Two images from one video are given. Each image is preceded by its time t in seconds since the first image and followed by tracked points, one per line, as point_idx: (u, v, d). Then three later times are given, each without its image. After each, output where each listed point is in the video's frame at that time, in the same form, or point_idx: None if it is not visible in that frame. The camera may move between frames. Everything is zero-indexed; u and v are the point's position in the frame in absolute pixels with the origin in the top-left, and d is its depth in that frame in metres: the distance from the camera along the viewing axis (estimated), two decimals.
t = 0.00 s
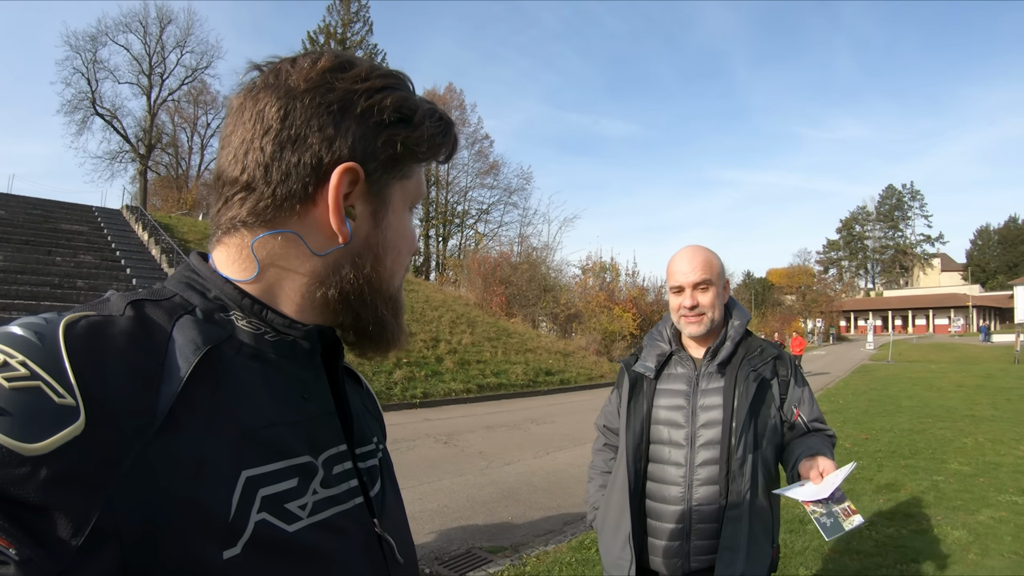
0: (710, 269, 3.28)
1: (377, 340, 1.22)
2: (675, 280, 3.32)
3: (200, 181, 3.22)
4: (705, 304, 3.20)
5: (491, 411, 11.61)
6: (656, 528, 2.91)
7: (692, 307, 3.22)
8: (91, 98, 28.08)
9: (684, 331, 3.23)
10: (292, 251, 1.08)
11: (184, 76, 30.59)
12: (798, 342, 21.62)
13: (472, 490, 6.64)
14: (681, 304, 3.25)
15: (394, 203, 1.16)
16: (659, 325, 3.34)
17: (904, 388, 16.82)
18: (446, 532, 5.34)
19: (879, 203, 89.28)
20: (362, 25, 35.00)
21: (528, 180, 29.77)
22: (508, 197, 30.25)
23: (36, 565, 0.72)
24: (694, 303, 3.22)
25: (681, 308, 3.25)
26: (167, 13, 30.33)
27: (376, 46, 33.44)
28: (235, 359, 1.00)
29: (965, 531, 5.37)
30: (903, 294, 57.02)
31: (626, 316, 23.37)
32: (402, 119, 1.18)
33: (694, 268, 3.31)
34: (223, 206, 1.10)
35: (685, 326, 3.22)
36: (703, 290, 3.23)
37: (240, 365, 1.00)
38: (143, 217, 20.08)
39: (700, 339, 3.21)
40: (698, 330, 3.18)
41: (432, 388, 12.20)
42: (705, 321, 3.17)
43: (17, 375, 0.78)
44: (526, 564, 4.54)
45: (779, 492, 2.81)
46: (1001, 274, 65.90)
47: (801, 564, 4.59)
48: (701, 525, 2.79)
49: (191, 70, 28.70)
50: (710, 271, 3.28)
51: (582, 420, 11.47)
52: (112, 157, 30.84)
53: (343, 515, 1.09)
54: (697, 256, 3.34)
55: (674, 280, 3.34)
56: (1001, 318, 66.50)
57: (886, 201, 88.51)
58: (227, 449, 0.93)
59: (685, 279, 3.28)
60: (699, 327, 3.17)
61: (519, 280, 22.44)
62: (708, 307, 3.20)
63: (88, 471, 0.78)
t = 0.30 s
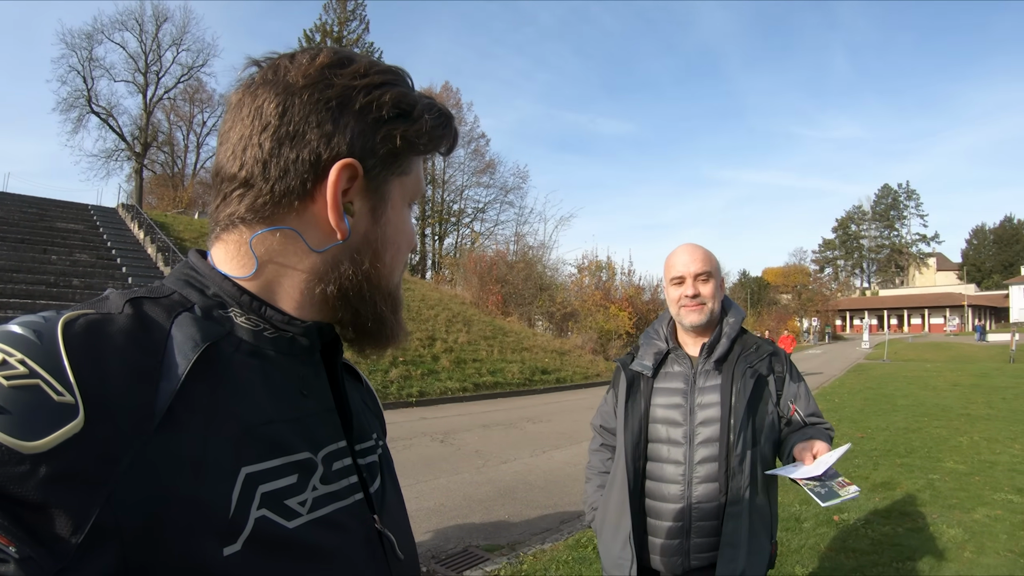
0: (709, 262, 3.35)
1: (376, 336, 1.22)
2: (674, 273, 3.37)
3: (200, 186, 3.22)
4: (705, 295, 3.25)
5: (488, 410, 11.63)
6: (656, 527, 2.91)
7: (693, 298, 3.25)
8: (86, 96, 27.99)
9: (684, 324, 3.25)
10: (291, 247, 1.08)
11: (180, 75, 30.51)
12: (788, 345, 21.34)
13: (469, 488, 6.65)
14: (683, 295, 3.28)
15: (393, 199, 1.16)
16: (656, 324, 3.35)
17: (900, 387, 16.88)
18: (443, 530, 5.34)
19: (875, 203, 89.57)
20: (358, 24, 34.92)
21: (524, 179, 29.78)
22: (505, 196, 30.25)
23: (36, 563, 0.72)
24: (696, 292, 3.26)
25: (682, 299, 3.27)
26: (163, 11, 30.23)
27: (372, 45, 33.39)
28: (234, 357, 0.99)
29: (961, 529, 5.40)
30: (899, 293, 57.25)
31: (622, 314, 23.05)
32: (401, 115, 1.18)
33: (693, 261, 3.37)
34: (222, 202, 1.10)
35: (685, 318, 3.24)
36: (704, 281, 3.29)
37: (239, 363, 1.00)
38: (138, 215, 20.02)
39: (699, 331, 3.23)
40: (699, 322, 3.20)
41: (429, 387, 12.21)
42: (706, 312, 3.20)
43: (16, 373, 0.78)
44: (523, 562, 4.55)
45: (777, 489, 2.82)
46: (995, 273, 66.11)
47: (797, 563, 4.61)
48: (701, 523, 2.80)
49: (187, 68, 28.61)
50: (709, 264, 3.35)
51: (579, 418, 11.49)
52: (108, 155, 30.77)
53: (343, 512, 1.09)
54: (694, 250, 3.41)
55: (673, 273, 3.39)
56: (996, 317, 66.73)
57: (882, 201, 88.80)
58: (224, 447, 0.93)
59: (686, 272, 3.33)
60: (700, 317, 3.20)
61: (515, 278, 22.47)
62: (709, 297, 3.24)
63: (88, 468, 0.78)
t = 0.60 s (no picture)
0: (706, 262, 3.35)
1: (380, 337, 1.22)
2: (671, 273, 3.38)
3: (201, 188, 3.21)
4: (703, 295, 3.26)
5: (486, 409, 11.63)
6: (653, 527, 2.92)
7: (691, 297, 3.26)
8: (85, 94, 27.94)
9: (682, 324, 3.26)
10: (294, 248, 1.08)
11: (179, 73, 30.47)
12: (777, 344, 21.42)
13: (467, 487, 6.66)
14: (680, 295, 3.29)
15: (397, 200, 1.16)
16: (654, 324, 3.35)
17: (897, 386, 16.94)
18: (441, 529, 5.35)
19: (873, 203, 89.79)
20: (357, 22, 34.88)
21: (523, 179, 29.78)
22: (503, 195, 30.26)
23: (38, 563, 0.72)
24: (693, 293, 3.26)
25: (680, 298, 3.28)
26: (162, 9, 30.16)
27: (370, 44, 33.36)
28: (236, 357, 0.99)
29: (958, 529, 5.41)
30: (896, 294, 57.42)
31: (620, 314, 23.34)
32: (405, 117, 1.18)
33: (691, 261, 3.37)
34: (226, 202, 1.10)
35: (683, 318, 3.25)
36: (701, 281, 3.29)
37: (241, 362, 1.00)
38: (136, 213, 19.98)
39: (696, 332, 3.24)
40: (696, 322, 3.22)
41: (427, 386, 12.21)
42: (703, 312, 3.22)
43: (20, 372, 0.79)
44: (521, 561, 4.56)
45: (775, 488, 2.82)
46: (992, 273, 66.29)
47: (794, 562, 4.62)
48: (698, 522, 2.81)
49: (185, 67, 28.55)
50: (705, 264, 3.35)
51: (576, 418, 11.50)
52: (105, 153, 30.72)
53: (345, 512, 1.09)
54: (691, 250, 3.42)
55: (670, 273, 3.40)
56: (993, 317, 66.93)
57: (879, 201, 89.03)
58: (226, 447, 0.93)
59: (683, 271, 3.34)
60: (697, 317, 3.21)
61: (513, 278, 22.49)
62: (706, 298, 3.25)
63: (92, 469, 0.78)
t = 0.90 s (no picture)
0: (701, 264, 3.36)
1: (381, 337, 1.22)
2: (666, 275, 3.39)
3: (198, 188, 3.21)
4: (697, 296, 3.26)
5: (484, 408, 11.64)
6: (646, 526, 2.93)
7: (684, 299, 3.27)
8: (82, 92, 27.88)
9: (677, 324, 3.27)
10: (295, 248, 1.08)
11: (176, 72, 30.40)
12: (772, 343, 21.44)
13: (464, 487, 6.66)
14: (675, 297, 3.30)
15: (397, 202, 1.16)
16: (649, 325, 3.36)
17: (894, 386, 16.98)
18: (439, 528, 5.35)
19: (870, 203, 89.95)
20: (355, 21, 34.81)
21: (521, 178, 29.78)
22: (500, 194, 30.27)
23: (37, 563, 0.72)
24: (687, 295, 3.27)
25: (674, 300, 3.29)
26: (159, 7, 30.11)
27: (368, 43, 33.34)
28: (237, 357, 0.99)
29: (955, 528, 5.43)
30: (893, 293, 57.58)
31: (617, 313, 23.43)
32: (405, 117, 1.18)
33: (684, 263, 3.38)
34: (226, 202, 1.10)
35: (678, 318, 3.26)
36: (695, 283, 3.30)
37: (242, 363, 1.00)
38: (134, 212, 19.94)
39: (691, 332, 3.25)
40: (691, 323, 3.22)
41: (424, 385, 12.23)
42: (697, 313, 3.22)
43: (19, 372, 0.79)
44: (519, 560, 4.56)
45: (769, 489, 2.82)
46: (989, 273, 66.44)
47: (792, 561, 4.63)
48: (689, 521, 2.81)
49: (183, 65, 28.50)
50: (700, 265, 3.36)
51: (574, 417, 11.52)
52: (103, 152, 30.65)
53: (344, 514, 1.09)
54: (685, 251, 3.43)
55: (664, 274, 3.41)
56: (990, 316, 67.13)
57: (877, 201, 89.22)
58: (227, 447, 0.93)
59: (677, 273, 3.35)
60: (691, 318, 3.22)
61: (511, 277, 22.49)
62: (700, 300, 3.26)
63: (91, 468, 0.78)
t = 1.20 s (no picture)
0: (696, 264, 3.36)
1: (372, 338, 1.21)
2: (661, 275, 3.38)
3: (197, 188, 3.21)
4: (693, 297, 3.27)
5: (483, 408, 11.63)
6: (642, 526, 2.93)
7: (680, 300, 3.27)
8: (82, 92, 27.85)
9: (672, 325, 3.27)
10: (285, 249, 1.07)
11: (176, 71, 30.37)
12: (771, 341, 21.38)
13: (464, 486, 6.65)
14: (670, 297, 3.30)
15: (389, 203, 1.16)
16: (646, 325, 3.36)
17: (894, 385, 16.97)
18: (438, 528, 5.35)
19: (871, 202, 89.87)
20: (355, 20, 34.73)
21: (521, 177, 29.74)
22: (500, 194, 30.25)
23: (28, 565, 0.73)
24: (683, 295, 3.27)
25: (670, 301, 3.29)
26: (159, 7, 30.10)
27: (368, 42, 33.31)
28: (227, 358, 0.99)
29: (955, 528, 5.43)
30: (893, 292, 57.56)
31: (617, 313, 23.48)
32: (398, 119, 1.18)
33: (680, 263, 3.38)
34: (218, 202, 1.10)
35: (673, 318, 3.26)
36: (691, 283, 3.30)
37: (232, 364, 0.99)
38: (133, 212, 19.92)
39: (687, 333, 3.26)
40: (686, 322, 3.23)
41: (424, 384, 12.22)
42: (693, 314, 3.23)
43: (9, 373, 0.78)
44: (518, 560, 4.56)
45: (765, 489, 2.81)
46: (989, 272, 66.38)
47: (791, 561, 4.63)
48: (685, 521, 2.81)
49: (183, 65, 28.47)
50: (695, 265, 3.36)
51: (573, 416, 11.51)
52: (102, 151, 30.62)
53: (334, 514, 1.09)
54: (681, 251, 3.43)
55: (660, 275, 3.41)
56: (990, 315, 67.07)
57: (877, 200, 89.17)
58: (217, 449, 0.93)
59: (673, 274, 3.34)
60: (687, 319, 3.22)
61: (510, 276, 22.48)
62: (696, 301, 3.26)
63: (82, 471, 0.78)
